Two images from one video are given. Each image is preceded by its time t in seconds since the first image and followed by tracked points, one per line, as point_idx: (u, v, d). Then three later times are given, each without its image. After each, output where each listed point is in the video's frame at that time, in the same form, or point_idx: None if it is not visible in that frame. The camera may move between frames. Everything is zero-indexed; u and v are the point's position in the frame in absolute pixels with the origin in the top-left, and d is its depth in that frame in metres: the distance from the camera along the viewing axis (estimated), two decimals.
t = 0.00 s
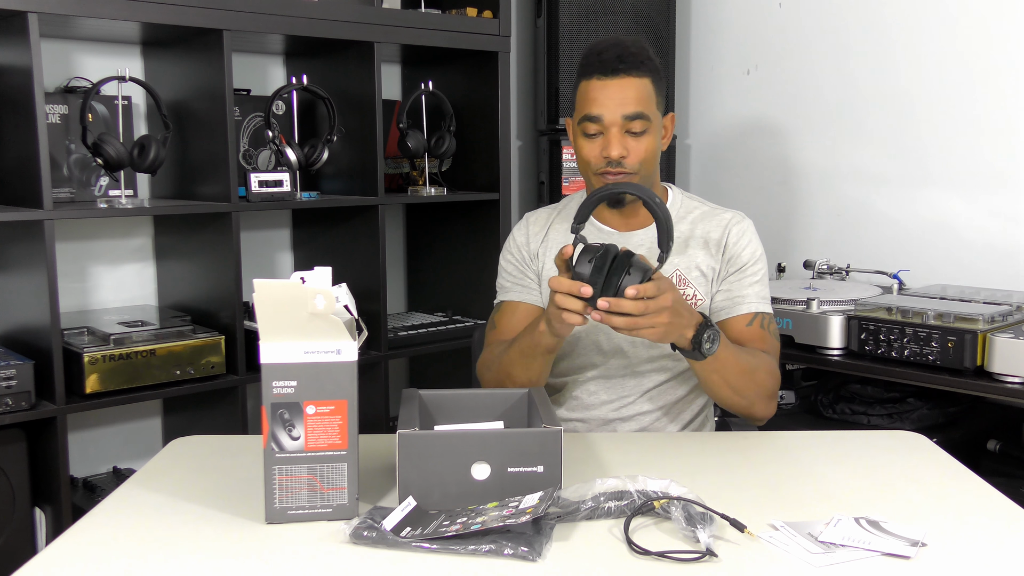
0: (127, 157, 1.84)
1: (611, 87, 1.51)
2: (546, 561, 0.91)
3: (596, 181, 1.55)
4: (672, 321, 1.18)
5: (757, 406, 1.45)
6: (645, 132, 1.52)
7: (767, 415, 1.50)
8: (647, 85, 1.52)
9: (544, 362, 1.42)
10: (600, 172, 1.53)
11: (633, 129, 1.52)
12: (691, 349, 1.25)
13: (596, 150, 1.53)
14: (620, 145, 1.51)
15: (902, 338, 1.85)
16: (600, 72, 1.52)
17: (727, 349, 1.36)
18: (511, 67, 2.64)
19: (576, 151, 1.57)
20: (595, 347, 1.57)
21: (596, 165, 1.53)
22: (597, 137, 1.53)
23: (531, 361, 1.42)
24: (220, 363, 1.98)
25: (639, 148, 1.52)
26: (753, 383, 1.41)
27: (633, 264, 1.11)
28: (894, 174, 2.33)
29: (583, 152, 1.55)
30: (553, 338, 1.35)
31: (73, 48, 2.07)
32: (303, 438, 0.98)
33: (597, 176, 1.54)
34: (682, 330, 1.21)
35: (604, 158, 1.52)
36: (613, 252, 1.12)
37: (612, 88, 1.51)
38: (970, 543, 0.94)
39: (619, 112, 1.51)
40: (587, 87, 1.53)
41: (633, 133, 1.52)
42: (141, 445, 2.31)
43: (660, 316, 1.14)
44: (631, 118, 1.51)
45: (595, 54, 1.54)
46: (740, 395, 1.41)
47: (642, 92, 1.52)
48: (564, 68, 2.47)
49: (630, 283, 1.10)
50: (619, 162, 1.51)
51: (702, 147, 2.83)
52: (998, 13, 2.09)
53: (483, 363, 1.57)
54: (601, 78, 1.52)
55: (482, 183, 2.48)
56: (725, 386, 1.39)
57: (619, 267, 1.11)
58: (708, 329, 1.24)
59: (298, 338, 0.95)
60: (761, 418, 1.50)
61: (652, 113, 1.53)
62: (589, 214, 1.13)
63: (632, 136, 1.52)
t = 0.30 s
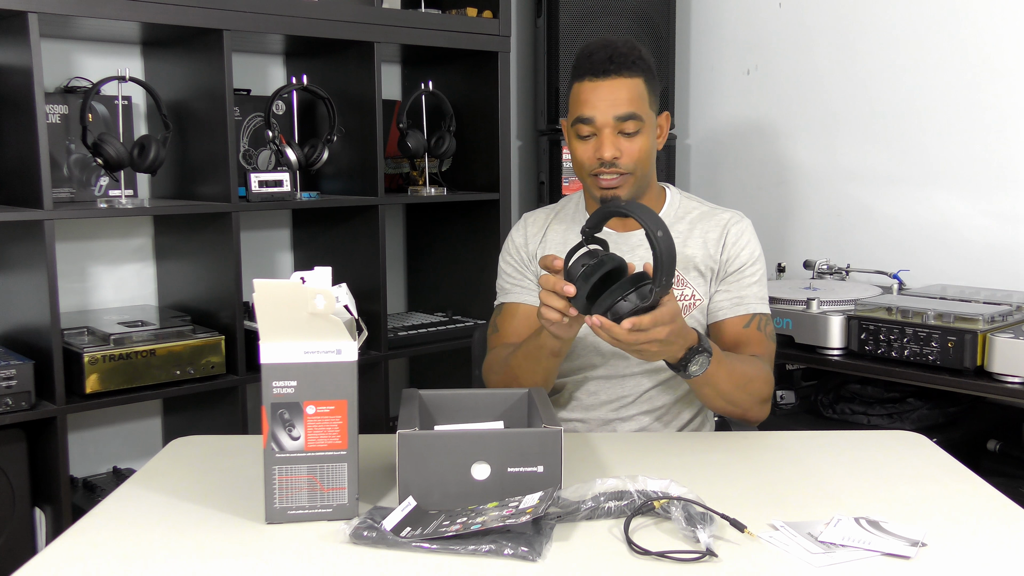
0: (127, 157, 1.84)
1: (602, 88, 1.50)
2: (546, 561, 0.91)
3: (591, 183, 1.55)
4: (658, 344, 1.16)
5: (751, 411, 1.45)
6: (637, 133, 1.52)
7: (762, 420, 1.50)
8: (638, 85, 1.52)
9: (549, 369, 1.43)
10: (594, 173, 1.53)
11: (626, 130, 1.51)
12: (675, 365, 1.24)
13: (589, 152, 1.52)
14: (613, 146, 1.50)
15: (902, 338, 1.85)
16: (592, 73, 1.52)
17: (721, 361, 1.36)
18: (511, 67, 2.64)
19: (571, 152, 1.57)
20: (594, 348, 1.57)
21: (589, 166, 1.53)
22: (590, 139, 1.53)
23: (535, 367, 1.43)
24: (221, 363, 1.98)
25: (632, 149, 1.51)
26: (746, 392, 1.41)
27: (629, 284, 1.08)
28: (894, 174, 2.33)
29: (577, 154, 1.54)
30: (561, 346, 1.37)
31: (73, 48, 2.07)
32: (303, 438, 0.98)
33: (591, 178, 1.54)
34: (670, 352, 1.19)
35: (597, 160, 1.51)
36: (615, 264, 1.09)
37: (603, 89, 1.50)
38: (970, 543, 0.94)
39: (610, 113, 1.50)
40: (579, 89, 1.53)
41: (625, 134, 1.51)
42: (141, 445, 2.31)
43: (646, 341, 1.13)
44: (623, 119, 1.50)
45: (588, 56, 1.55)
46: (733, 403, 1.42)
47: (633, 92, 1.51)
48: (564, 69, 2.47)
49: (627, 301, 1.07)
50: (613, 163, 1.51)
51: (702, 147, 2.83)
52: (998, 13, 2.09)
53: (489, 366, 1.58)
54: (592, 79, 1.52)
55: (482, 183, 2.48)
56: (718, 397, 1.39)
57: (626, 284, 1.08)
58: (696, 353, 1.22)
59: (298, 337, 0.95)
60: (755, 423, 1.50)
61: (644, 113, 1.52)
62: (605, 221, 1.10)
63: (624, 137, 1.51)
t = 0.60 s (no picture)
0: (128, 157, 1.84)
1: (598, 90, 1.50)
2: (546, 561, 0.91)
3: (588, 184, 1.55)
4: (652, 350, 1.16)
5: (747, 411, 1.45)
6: (633, 135, 1.52)
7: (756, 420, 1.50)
8: (635, 87, 1.51)
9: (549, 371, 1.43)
10: (590, 175, 1.53)
11: (622, 133, 1.51)
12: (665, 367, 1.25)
13: (586, 153, 1.53)
14: (609, 149, 1.50)
15: (902, 338, 1.85)
16: (589, 75, 1.51)
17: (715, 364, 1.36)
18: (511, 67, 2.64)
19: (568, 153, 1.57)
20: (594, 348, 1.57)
21: (585, 168, 1.53)
22: (587, 141, 1.53)
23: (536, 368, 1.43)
24: (221, 363, 1.98)
25: (628, 151, 1.51)
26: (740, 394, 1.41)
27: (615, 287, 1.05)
28: (894, 174, 2.33)
29: (574, 155, 1.55)
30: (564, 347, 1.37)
31: (73, 48, 2.07)
32: (303, 438, 0.98)
33: (587, 180, 1.55)
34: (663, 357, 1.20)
35: (593, 162, 1.52)
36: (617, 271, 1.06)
37: (599, 92, 1.50)
38: (969, 542, 0.94)
39: (606, 115, 1.50)
40: (576, 90, 1.53)
41: (622, 136, 1.51)
42: (141, 445, 2.31)
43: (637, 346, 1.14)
44: (620, 121, 1.50)
45: (584, 57, 1.54)
46: (728, 404, 1.42)
47: (630, 94, 1.50)
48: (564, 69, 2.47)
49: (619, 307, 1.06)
50: (608, 166, 1.51)
51: (702, 147, 2.83)
52: (999, 13, 2.09)
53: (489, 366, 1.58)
54: (588, 81, 1.51)
55: (482, 184, 2.48)
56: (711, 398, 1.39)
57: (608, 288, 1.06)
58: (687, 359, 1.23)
59: (298, 337, 0.95)
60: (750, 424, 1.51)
61: (641, 115, 1.52)
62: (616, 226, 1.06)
63: (620, 139, 1.51)
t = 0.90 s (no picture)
0: (128, 157, 1.84)
1: (599, 89, 1.50)
2: (546, 561, 0.90)
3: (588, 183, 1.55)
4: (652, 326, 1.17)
5: (748, 406, 1.45)
6: (633, 133, 1.52)
7: (758, 415, 1.50)
8: (635, 86, 1.51)
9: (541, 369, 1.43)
10: (590, 174, 1.53)
11: (622, 131, 1.51)
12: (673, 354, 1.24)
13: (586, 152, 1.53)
14: (609, 147, 1.50)
15: (902, 338, 1.85)
16: (589, 73, 1.51)
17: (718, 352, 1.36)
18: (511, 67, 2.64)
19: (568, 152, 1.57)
20: (593, 348, 1.57)
21: (585, 167, 1.53)
22: (587, 139, 1.53)
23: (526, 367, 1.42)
24: (221, 363, 1.98)
25: (628, 150, 1.52)
26: (744, 384, 1.41)
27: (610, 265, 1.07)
28: (894, 174, 2.33)
29: (574, 153, 1.55)
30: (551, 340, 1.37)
31: (73, 48, 2.07)
32: (303, 438, 0.98)
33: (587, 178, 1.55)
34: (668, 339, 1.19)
35: (593, 160, 1.52)
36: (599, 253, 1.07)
37: (600, 90, 1.50)
38: (969, 542, 0.94)
39: (607, 114, 1.50)
40: (576, 89, 1.53)
41: (622, 135, 1.51)
42: (141, 445, 2.31)
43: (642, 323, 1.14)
44: (620, 120, 1.50)
45: (584, 56, 1.54)
46: (729, 397, 1.42)
47: (630, 93, 1.51)
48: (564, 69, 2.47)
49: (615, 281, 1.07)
50: (608, 164, 1.51)
51: (702, 148, 2.83)
52: (999, 14, 2.09)
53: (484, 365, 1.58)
54: (589, 80, 1.51)
55: (483, 184, 2.48)
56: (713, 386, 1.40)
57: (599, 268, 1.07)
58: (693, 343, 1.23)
59: (298, 337, 0.95)
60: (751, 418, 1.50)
61: (641, 114, 1.52)
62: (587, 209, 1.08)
63: (620, 137, 1.51)
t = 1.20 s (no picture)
0: (127, 157, 1.84)
1: (603, 88, 1.50)
2: (546, 561, 0.90)
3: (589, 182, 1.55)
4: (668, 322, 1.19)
5: (753, 401, 1.46)
6: (637, 134, 1.52)
7: (762, 413, 1.50)
8: (640, 88, 1.52)
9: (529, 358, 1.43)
10: (592, 173, 1.53)
11: (626, 131, 1.51)
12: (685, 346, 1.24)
13: (589, 150, 1.52)
14: (613, 147, 1.50)
15: (902, 338, 1.85)
16: (594, 74, 1.52)
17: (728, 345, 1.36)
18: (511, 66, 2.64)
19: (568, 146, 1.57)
20: (593, 347, 1.58)
21: (588, 165, 1.53)
22: (590, 138, 1.53)
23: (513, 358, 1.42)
24: (221, 363, 1.98)
25: (631, 150, 1.52)
26: (751, 379, 1.41)
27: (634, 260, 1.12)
28: (894, 175, 2.33)
29: (576, 153, 1.55)
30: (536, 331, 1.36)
31: (73, 48, 2.07)
32: (303, 438, 0.98)
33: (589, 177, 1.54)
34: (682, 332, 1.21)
35: (596, 160, 1.52)
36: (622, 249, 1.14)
37: (604, 90, 1.50)
38: (969, 542, 0.94)
39: (611, 114, 1.50)
40: (580, 88, 1.53)
41: (626, 135, 1.51)
42: (141, 445, 2.31)
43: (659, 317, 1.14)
44: (623, 120, 1.51)
45: (587, 55, 1.54)
46: (737, 390, 1.42)
47: (635, 94, 1.51)
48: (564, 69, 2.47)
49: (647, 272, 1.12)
50: (611, 164, 1.51)
51: (702, 148, 2.83)
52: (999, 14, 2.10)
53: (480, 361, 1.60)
54: (593, 78, 1.52)
55: (483, 184, 2.48)
56: (721, 381, 1.39)
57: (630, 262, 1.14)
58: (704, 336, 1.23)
59: (298, 337, 0.95)
60: (755, 416, 1.50)
61: (645, 115, 1.52)
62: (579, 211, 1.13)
63: (625, 138, 1.51)
